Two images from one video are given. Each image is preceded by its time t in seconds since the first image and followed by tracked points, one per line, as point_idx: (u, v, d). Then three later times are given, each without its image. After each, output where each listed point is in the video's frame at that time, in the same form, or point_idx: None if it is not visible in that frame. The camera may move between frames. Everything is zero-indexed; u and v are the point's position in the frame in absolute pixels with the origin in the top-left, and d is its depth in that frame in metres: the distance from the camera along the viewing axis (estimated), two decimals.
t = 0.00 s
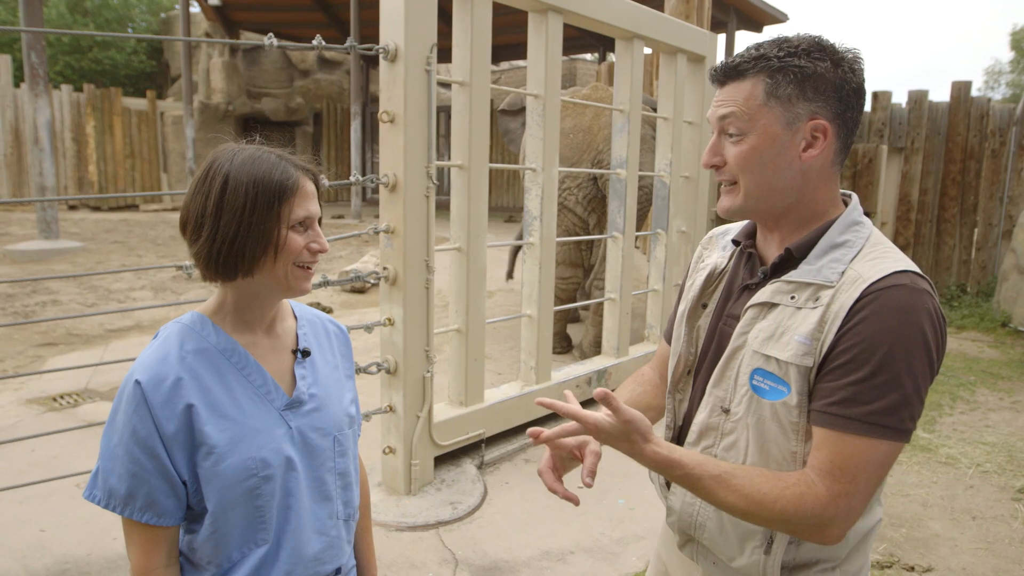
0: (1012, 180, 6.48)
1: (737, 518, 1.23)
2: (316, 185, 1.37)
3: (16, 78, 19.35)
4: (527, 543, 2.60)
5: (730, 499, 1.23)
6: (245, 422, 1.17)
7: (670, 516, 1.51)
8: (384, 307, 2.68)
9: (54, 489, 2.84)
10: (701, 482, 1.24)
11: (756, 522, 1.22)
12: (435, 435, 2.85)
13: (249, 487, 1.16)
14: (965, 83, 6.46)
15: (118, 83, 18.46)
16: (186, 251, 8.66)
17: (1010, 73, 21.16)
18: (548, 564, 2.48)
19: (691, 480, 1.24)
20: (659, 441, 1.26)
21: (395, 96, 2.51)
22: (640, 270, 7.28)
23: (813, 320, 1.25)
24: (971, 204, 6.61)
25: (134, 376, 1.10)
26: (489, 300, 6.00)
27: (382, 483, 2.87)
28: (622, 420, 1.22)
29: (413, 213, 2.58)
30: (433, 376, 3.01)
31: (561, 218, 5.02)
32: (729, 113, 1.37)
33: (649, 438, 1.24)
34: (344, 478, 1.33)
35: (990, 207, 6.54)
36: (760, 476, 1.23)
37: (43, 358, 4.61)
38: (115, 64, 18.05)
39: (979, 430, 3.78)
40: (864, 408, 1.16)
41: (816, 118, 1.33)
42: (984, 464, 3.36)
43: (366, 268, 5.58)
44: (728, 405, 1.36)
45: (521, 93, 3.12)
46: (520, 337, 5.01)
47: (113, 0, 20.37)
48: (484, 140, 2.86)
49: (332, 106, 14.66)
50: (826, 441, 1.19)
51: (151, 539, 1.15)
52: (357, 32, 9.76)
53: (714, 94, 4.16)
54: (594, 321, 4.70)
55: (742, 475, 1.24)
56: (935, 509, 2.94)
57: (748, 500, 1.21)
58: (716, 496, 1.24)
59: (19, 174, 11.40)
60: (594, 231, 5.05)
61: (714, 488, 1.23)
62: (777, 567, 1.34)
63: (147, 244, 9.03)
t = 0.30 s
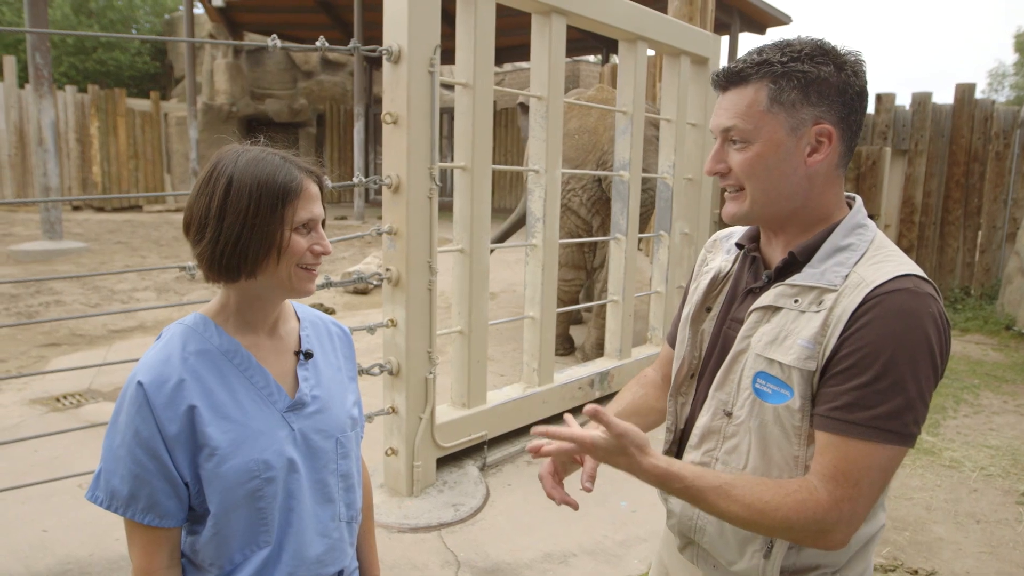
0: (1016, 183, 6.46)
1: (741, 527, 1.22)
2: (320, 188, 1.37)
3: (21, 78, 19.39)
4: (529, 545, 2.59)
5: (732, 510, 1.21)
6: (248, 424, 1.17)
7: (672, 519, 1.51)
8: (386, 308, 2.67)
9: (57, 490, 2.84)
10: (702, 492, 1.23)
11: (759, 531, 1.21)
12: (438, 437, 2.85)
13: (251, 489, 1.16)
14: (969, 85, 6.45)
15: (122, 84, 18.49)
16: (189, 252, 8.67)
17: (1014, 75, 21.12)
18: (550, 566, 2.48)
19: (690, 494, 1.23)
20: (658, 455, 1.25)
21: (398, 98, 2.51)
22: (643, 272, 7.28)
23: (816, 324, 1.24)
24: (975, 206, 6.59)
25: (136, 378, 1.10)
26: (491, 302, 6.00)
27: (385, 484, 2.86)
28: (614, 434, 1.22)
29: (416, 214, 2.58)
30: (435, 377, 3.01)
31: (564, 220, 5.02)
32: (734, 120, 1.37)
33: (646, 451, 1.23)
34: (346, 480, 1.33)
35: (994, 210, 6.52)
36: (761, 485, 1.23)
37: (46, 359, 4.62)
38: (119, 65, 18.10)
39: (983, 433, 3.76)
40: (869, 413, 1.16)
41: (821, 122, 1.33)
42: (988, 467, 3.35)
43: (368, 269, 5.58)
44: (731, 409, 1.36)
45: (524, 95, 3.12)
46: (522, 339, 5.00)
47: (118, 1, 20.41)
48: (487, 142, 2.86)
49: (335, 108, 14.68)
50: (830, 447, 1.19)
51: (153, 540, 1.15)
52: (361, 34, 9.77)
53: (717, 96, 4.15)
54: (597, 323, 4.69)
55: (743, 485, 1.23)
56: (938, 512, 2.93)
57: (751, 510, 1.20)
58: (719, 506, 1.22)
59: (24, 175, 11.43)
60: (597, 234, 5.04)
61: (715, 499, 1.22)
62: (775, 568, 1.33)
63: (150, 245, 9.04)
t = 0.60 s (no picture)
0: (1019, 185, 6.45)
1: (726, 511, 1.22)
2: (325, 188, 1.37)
3: (24, 80, 19.46)
4: (531, 547, 2.59)
5: (720, 492, 1.21)
6: (250, 426, 1.17)
7: (674, 517, 1.51)
8: (388, 310, 2.67)
9: (59, 491, 2.84)
10: (687, 472, 1.22)
11: (746, 519, 1.21)
12: (440, 438, 2.84)
13: (253, 491, 1.16)
14: (972, 87, 6.44)
15: (126, 85, 18.54)
16: (192, 253, 8.69)
17: (1017, 76, 21.10)
18: (552, 569, 2.47)
19: (678, 473, 1.23)
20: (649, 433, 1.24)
21: (401, 100, 2.51)
22: (645, 273, 7.28)
23: (814, 322, 1.25)
24: (978, 208, 6.58)
25: (139, 379, 1.11)
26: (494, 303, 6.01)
27: (387, 486, 2.87)
28: (606, 409, 1.22)
29: (418, 216, 2.58)
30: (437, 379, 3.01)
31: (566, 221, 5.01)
32: (727, 117, 1.38)
33: (637, 427, 1.23)
34: (348, 483, 1.33)
35: (997, 211, 6.50)
36: (752, 473, 1.22)
37: (49, 360, 4.63)
38: (122, 67, 18.15)
39: (986, 435, 3.76)
40: (866, 404, 1.15)
41: (811, 122, 1.33)
42: (991, 470, 3.34)
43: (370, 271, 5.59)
44: (731, 408, 1.36)
45: (526, 96, 3.11)
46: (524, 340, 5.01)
47: (121, 3, 20.45)
48: (489, 143, 2.86)
49: (337, 110, 14.71)
50: (824, 437, 1.18)
51: (154, 541, 1.15)
52: (363, 36, 9.78)
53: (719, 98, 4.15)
54: (599, 325, 4.70)
55: (731, 468, 1.23)
56: (942, 514, 2.93)
57: (741, 494, 1.20)
58: (707, 488, 1.22)
59: (27, 176, 11.46)
60: (599, 236, 5.04)
61: (704, 481, 1.22)
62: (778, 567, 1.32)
63: (153, 246, 9.05)
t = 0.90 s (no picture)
0: (1023, 187, 6.44)
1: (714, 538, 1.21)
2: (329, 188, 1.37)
3: (28, 79, 19.51)
4: (532, 547, 2.59)
5: (708, 522, 1.20)
6: (251, 425, 1.17)
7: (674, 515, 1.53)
8: (391, 309, 2.68)
9: (61, 489, 2.85)
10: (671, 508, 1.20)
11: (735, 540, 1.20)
12: (441, 438, 2.84)
13: (254, 489, 1.16)
14: (976, 88, 6.43)
15: (129, 84, 18.57)
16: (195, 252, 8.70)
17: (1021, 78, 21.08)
18: (553, 569, 2.47)
19: (657, 513, 1.20)
20: (622, 478, 1.21)
21: (403, 99, 2.51)
22: (647, 274, 7.27)
23: (802, 328, 1.23)
24: (982, 210, 6.57)
25: (141, 378, 1.11)
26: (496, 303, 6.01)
27: (388, 485, 2.87)
28: (577, 472, 1.17)
29: (420, 216, 2.58)
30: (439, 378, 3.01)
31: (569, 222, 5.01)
32: (720, 124, 1.40)
33: (611, 477, 1.19)
34: (349, 482, 1.33)
35: (1001, 213, 6.49)
36: (736, 492, 1.21)
37: (52, 358, 4.63)
38: (126, 66, 18.19)
39: (989, 437, 3.75)
40: (850, 417, 1.13)
41: (794, 125, 1.32)
42: (994, 472, 3.34)
43: (373, 270, 5.59)
44: (726, 409, 1.36)
45: (529, 96, 3.11)
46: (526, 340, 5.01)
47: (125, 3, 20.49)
48: (491, 143, 2.86)
49: (341, 109, 14.72)
50: (809, 448, 1.16)
51: (156, 538, 1.15)
52: (367, 36, 9.79)
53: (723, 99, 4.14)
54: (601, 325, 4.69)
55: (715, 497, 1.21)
56: (944, 517, 2.92)
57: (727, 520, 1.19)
58: (691, 517, 1.20)
59: (31, 174, 11.49)
60: (602, 236, 5.04)
61: (688, 512, 1.20)
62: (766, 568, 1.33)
63: (156, 245, 9.06)
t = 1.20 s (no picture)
0: None
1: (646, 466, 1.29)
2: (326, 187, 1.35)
3: (30, 79, 19.55)
4: (532, 547, 2.59)
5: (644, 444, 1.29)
6: (252, 425, 1.18)
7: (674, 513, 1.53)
8: (392, 309, 2.68)
9: (62, 488, 2.85)
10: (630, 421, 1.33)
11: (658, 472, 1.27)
12: (442, 438, 2.85)
13: (255, 489, 1.16)
14: (978, 87, 6.42)
15: (131, 84, 18.59)
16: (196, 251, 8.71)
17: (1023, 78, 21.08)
18: (553, 568, 2.47)
19: (621, 413, 1.35)
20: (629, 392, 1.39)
21: (404, 99, 2.51)
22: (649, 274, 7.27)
23: (781, 332, 1.23)
24: (984, 209, 6.56)
25: (142, 377, 1.11)
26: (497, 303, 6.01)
27: (389, 485, 2.87)
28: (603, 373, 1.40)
29: (421, 216, 2.58)
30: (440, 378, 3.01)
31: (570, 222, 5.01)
32: (733, 124, 1.37)
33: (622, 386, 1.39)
34: (349, 481, 1.33)
35: (1003, 213, 6.50)
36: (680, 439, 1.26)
37: (54, 357, 4.63)
38: (128, 66, 18.22)
39: (991, 437, 3.75)
40: (792, 404, 1.11)
41: (799, 131, 1.27)
42: (996, 472, 3.33)
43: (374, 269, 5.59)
44: (721, 408, 1.36)
45: (530, 96, 3.11)
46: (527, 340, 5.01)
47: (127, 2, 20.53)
48: (492, 143, 2.85)
49: (342, 109, 14.72)
50: (750, 425, 1.15)
51: (159, 538, 1.15)
52: (368, 36, 9.80)
53: (724, 98, 4.14)
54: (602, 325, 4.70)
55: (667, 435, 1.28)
56: (945, 516, 2.92)
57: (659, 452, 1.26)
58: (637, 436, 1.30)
59: (33, 174, 11.50)
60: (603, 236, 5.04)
61: (636, 429, 1.31)
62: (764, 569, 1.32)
63: (158, 245, 9.07)
